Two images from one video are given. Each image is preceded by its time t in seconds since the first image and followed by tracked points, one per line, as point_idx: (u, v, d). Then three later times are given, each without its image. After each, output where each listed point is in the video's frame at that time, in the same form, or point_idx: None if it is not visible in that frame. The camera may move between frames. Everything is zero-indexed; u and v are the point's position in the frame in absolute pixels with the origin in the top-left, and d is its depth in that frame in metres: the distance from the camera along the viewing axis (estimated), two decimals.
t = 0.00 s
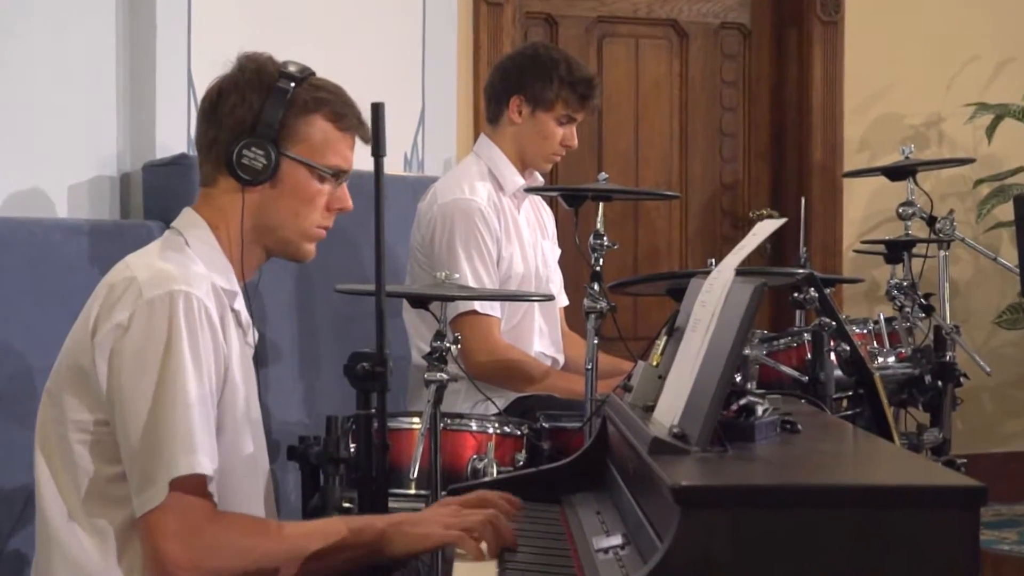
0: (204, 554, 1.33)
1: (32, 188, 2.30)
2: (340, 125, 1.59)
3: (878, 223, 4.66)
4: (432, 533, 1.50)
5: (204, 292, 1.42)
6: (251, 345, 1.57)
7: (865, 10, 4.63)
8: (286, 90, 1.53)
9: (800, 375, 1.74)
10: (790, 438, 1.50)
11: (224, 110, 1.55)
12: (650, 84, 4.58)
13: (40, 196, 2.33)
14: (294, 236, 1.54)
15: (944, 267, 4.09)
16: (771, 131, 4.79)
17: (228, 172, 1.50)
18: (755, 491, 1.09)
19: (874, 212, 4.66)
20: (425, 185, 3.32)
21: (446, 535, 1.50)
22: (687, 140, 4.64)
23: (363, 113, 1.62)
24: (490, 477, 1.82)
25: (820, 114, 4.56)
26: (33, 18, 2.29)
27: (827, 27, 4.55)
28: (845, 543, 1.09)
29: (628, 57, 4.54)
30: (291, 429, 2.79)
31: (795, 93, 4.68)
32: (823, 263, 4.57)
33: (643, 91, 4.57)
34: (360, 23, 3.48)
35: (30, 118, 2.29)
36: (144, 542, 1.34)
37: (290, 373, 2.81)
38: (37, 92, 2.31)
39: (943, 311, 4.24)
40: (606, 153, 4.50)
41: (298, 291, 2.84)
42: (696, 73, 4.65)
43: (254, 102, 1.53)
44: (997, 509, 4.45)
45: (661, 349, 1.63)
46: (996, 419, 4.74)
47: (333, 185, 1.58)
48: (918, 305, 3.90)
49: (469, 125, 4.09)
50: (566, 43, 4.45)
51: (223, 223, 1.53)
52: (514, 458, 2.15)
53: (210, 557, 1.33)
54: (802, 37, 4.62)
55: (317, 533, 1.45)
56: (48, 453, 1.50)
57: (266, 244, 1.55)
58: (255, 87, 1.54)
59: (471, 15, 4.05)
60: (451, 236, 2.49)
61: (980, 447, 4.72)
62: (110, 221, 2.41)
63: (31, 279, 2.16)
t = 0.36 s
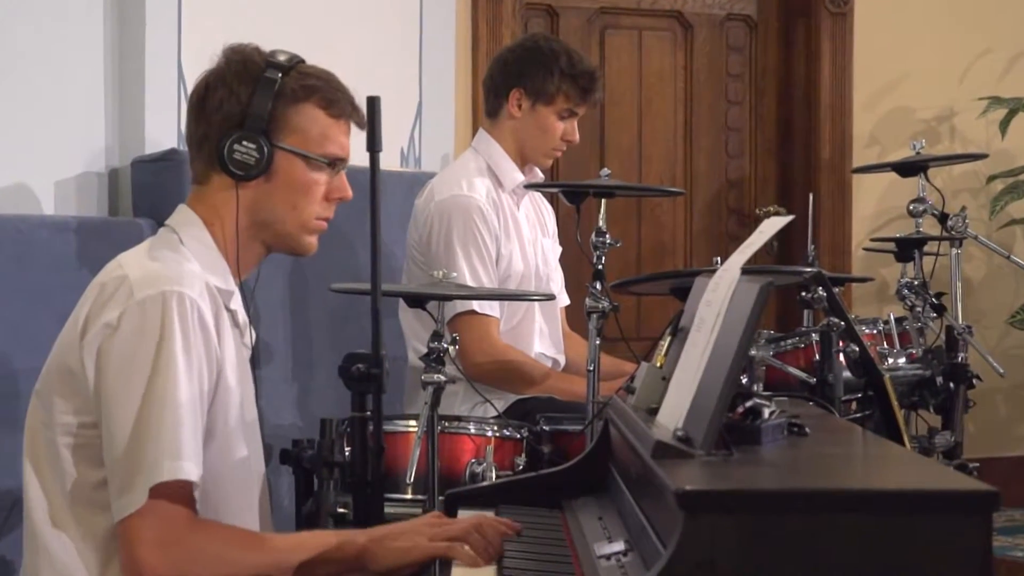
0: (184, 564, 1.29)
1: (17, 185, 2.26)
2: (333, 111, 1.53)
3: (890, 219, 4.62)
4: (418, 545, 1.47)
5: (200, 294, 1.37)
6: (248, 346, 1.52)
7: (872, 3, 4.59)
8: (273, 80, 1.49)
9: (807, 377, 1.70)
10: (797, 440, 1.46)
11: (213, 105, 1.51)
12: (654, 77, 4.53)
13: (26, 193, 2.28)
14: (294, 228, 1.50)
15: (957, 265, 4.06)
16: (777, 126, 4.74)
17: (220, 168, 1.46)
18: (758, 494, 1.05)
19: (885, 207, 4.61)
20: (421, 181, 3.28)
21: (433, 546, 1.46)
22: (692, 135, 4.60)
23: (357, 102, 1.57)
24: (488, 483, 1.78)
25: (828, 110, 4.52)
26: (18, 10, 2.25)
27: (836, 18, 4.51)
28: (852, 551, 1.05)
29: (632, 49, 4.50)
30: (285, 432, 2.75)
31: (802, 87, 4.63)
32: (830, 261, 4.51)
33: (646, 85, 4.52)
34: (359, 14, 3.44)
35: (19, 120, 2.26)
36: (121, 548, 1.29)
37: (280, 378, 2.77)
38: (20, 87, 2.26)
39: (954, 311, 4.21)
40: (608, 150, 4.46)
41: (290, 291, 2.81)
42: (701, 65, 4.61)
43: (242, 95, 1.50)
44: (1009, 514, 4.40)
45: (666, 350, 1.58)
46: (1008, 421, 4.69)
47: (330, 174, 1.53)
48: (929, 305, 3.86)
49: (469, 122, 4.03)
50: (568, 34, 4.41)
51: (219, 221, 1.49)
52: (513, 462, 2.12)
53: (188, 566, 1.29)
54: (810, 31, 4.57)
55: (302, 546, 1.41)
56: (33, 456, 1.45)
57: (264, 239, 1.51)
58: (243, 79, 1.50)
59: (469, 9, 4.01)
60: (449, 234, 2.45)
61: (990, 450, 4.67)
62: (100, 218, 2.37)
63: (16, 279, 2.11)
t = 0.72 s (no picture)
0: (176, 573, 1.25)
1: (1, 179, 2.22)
2: (322, 101, 1.49)
3: (901, 214, 4.57)
4: (415, 561, 1.39)
5: (191, 295, 1.33)
6: (239, 348, 1.49)
7: None
8: (259, 72, 1.44)
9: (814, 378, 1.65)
10: (803, 444, 1.41)
11: (198, 99, 1.46)
12: (656, 68, 4.49)
13: (12, 188, 2.24)
14: (287, 220, 1.45)
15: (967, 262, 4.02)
16: (782, 116, 4.70)
17: (207, 164, 1.42)
18: (761, 497, 1.01)
19: (895, 203, 4.57)
20: (418, 176, 3.24)
21: (431, 560, 1.39)
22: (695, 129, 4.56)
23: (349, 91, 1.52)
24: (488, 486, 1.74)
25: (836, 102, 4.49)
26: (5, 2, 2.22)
27: (844, 10, 4.47)
28: (862, 558, 1.01)
29: (632, 42, 4.45)
30: (275, 434, 2.70)
31: (810, 80, 4.59)
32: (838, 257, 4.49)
33: (648, 78, 4.48)
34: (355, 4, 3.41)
35: (12, 120, 2.24)
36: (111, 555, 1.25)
37: (274, 378, 2.73)
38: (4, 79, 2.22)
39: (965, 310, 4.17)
40: (609, 145, 4.42)
41: (282, 289, 2.77)
42: (705, 56, 4.57)
43: (226, 87, 1.45)
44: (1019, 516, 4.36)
45: (667, 350, 1.54)
46: (1017, 422, 4.65)
47: (322, 165, 1.49)
48: (939, 304, 3.84)
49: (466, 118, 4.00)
50: (568, 26, 4.36)
51: (210, 217, 1.44)
52: (513, 465, 2.07)
53: (182, 575, 1.25)
54: (817, 23, 4.55)
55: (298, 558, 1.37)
56: (18, 462, 1.41)
57: (256, 235, 1.47)
58: (227, 70, 1.45)
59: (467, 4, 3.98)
60: (445, 230, 2.41)
61: (999, 452, 4.63)
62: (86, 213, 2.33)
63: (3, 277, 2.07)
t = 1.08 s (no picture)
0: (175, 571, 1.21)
1: None
2: (308, 88, 1.45)
3: (909, 206, 4.53)
4: (423, 550, 1.36)
5: (175, 287, 1.29)
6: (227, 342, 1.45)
7: None
8: (243, 57, 1.41)
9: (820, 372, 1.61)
10: (808, 440, 1.38)
11: (180, 87, 1.43)
12: (658, 54, 4.46)
13: None
14: (272, 211, 1.42)
15: (979, 255, 3.98)
16: (788, 98, 4.64)
17: (191, 153, 1.38)
18: (765, 496, 0.97)
19: (904, 195, 4.53)
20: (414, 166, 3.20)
21: (439, 553, 1.36)
22: (699, 119, 4.52)
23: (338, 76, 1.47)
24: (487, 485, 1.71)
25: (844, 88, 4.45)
26: None
27: None
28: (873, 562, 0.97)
29: (634, 28, 4.41)
30: (267, 431, 2.66)
31: (816, 70, 4.55)
32: (844, 252, 4.45)
33: (649, 66, 4.45)
34: None
35: None
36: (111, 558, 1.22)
37: (263, 373, 2.69)
38: None
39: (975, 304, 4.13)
40: (611, 134, 4.41)
41: (272, 280, 2.72)
42: (707, 42, 4.52)
43: (210, 73, 1.41)
44: None
45: (669, 345, 1.50)
46: None
47: (308, 153, 1.45)
48: (948, 298, 3.76)
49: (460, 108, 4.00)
50: (567, 13, 4.35)
51: (194, 206, 1.41)
52: (510, 464, 2.02)
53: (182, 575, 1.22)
54: (822, 12, 4.52)
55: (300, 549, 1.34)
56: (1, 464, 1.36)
57: (242, 224, 1.43)
58: (211, 55, 1.41)
59: None
60: (441, 222, 2.37)
61: (1009, 449, 4.59)
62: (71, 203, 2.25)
63: None
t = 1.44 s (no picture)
0: (148, 560, 1.19)
1: None
2: (301, 71, 1.40)
3: (916, 182, 4.50)
4: (406, 538, 1.33)
5: (155, 267, 1.26)
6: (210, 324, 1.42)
7: None
8: (235, 33, 1.37)
9: (823, 354, 1.57)
10: (812, 424, 1.34)
11: (168, 57, 1.40)
12: (658, 29, 4.38)
13: None
14: (253, 196, 1.37)
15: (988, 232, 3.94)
16: (791, 78, 4.62)
17: (171, 127, 1.35)
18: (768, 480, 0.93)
19: (909, 172, 4.50)
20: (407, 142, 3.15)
21: (425, 541, 1.33)
22: (700, 96, 4.46)
23: (332, 61, 1.44)
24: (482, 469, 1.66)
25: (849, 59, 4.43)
26: None
27: None
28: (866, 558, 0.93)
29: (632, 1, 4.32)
30: (255, 415, 2.64)
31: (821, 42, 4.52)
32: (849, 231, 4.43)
33: (649, 35, 4.36)
34: None
35: None
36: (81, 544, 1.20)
37: (250, 355, 2.65)
38: None
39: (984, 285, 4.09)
40: (609, 108, 4.30)
41: (260, 260, 2.68)
42: (709, 17, 4.46)
43: (198, 47, 1.38)
44: None
45: (670, 326, 1.45)
46: None
47: (294, 140, 1.40)
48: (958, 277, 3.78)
49: (455, 68, 3.88)
50: None
51: (172, 183, 1.37)
52: (505, 448, 2.00)
53: (154, 563, 1.20)
54: None
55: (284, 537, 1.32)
56: None
57: (220, 204, 1.39)
58: (201, 28, 1.38)
59: None
60: (433, 201, 2.33)
61: (1017, 432, 4.56)
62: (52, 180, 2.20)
63: None
